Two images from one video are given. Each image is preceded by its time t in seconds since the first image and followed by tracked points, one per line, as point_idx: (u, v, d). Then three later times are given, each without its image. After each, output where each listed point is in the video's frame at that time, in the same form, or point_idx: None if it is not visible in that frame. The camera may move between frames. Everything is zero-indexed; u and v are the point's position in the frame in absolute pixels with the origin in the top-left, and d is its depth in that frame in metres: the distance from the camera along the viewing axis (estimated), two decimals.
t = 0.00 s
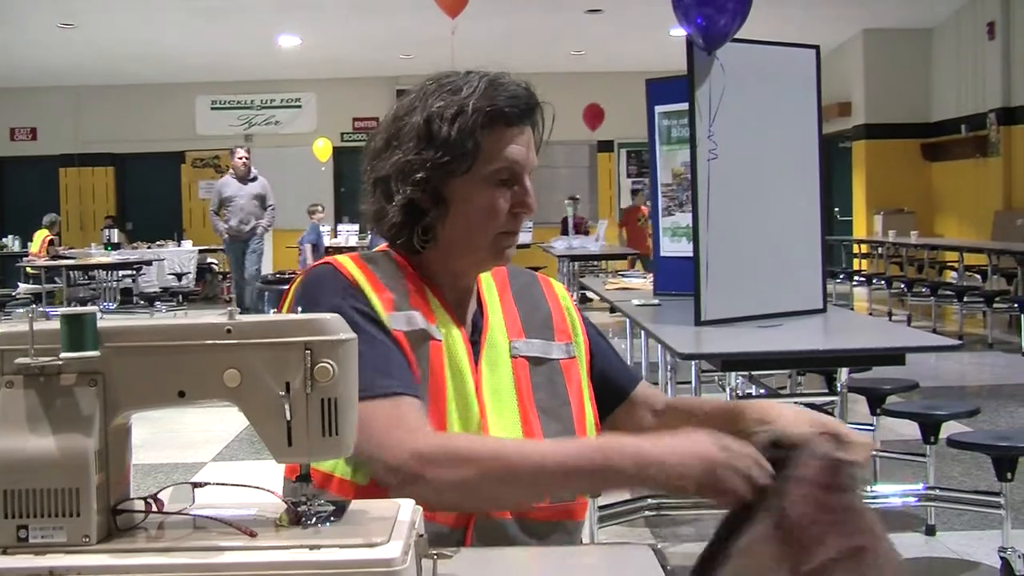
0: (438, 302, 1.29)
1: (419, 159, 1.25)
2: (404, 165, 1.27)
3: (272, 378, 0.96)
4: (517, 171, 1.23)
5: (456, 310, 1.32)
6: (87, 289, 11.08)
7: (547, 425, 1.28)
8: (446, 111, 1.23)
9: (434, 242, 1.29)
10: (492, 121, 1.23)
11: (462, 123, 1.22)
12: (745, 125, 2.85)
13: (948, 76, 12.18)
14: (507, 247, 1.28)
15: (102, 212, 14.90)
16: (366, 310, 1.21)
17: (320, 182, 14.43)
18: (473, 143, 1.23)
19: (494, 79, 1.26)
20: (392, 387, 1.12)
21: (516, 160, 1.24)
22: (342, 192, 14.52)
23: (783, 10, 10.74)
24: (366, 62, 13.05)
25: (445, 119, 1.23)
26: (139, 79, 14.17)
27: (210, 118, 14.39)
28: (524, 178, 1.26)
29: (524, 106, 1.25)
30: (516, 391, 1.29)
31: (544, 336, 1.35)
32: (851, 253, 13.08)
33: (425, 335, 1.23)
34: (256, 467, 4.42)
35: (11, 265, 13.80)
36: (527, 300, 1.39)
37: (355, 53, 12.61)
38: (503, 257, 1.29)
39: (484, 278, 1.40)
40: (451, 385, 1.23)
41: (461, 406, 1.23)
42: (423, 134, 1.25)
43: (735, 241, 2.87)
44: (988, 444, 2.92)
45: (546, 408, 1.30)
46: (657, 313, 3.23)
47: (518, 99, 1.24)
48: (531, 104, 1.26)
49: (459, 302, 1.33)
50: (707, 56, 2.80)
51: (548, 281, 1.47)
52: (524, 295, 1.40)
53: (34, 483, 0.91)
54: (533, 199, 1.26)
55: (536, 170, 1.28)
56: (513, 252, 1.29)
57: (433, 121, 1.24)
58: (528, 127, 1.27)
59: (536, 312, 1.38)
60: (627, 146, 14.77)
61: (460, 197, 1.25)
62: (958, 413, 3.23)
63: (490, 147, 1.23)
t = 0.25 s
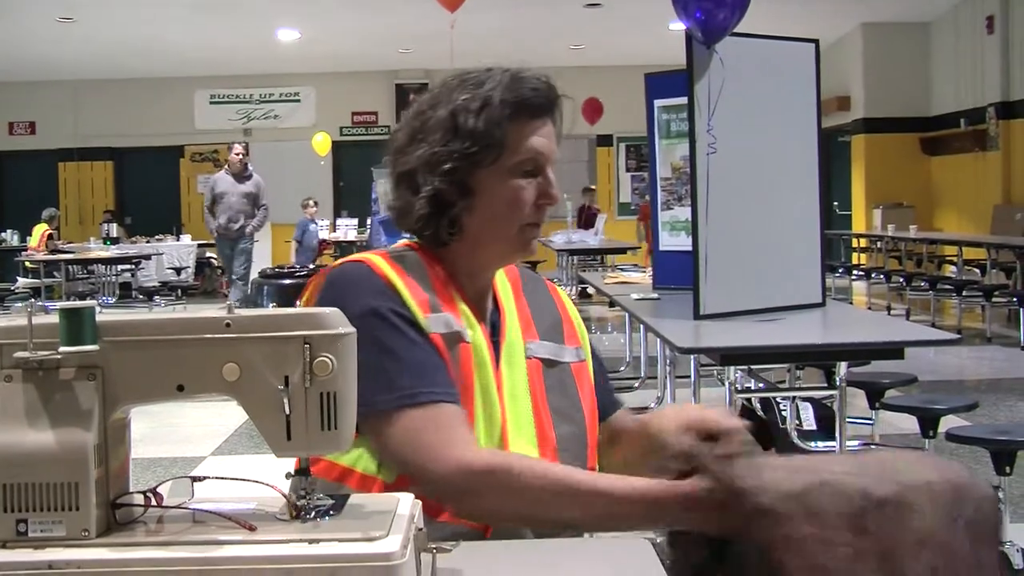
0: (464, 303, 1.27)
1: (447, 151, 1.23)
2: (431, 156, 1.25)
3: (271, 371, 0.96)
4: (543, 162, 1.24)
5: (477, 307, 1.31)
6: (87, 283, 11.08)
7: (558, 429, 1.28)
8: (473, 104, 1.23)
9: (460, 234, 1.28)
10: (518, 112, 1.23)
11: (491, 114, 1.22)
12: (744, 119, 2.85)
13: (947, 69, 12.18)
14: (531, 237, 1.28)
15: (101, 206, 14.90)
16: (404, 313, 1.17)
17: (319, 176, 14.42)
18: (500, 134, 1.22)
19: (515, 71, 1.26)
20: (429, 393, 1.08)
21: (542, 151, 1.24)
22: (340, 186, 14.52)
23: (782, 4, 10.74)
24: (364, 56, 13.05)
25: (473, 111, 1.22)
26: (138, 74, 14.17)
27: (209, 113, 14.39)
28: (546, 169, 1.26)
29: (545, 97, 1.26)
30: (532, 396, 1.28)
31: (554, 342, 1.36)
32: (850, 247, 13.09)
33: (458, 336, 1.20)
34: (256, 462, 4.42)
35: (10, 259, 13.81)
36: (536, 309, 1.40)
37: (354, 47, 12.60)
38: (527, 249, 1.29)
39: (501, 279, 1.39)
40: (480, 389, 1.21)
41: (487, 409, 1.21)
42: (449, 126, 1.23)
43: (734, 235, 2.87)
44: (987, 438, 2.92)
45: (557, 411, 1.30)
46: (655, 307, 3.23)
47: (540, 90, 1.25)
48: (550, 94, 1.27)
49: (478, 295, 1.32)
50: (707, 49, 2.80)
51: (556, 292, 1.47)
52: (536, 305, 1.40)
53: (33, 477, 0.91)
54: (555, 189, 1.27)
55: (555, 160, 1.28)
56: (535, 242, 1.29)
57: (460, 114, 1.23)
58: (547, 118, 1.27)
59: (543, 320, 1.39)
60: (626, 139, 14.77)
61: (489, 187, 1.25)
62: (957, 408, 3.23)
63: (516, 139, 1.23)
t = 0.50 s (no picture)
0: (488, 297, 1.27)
1: (469, 145, 1.24)
2: (454, 150, 1.25)
3: (270, 366, 0.96)
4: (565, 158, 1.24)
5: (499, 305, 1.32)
6: (85, 277, 11.07)
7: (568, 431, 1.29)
8: (495, 99, 1.23)
9: (481, 228, 1.28)
10: (539, 107, 1.23)
11: (513, 109, 1.23)
12: (743, 115, 2.85)
13: (947, 64, 12.16)
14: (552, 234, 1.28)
15: (100, 200, 14.89)
16: (444, 304, 1.17)
17: (317, 170, 14.41)
18: (522, 129, 1.23)
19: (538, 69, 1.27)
20: (478, 381, 1.12)
21: (564, 147, 1.25)
22: (338, 180, 14.50)
23: None
24: (362, 50, 13.02)
25: (496, 106, 1.23)
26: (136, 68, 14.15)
27: (208, 107, 14.40)
28: (567, 165, 1.27)
29: (568, 94, 1.26)
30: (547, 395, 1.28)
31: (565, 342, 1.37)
32: (849, 242, 13.07)
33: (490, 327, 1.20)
34: (254, 456, 4.42)
35: (9, 254, 13.80)
36: (550, 311, 1.40)
37: (353, 41, 12.59)
38: (548, 246, 1.29)
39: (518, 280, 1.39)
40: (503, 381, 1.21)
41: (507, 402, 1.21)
42: (472, 120, 1.24)
43: (733, 230, 2.87)
44: (986, 432, 2.93)
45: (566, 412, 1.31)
46: (654, 302, 3.23)
47: (563, 87, 1.25)
48: (573, 92, 1.27)
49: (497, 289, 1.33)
50: (706, 44, 2.80)
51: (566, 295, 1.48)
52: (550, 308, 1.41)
53: (29, 472, 0.92)
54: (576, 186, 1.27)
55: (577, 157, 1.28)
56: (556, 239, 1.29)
57: (482, 110, 1.23)
58: (570, 116, 1.28)
59: (555, 322, 1.39)
60: (625, 134, 14.74)
61: (511, 182, 1.25)
62: (955, 402, 3.23)
63: (538, 135, 1.24)
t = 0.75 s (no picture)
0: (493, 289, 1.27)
1: (467, 139, 1.24)
2: (452, 145, 1.25)
3: (269, 362, 0.96)
4: (563, 150, 1.24)
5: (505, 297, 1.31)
6: (84, 273, 11.07)
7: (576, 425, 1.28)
8: (491, 94, 1.23)
9: (481, 222, 1.27)
10: (537, 100, 1.23)
11: (510, 102, 1.22)
12: (740, 111, 2.84)
13: (945, 59, 12.17)
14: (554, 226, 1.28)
15: (98, 196, 14.90)
16: (449, 288, 1.16)
17: (316, 166, 14.41)
18: (519, 122, 1.23)
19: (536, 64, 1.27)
20: (488, 363, 1.08)
21: (563, 140, 1.24)
22: (337, 176, 14.52)
23: None
24: (361, 46, 13.03)
25: (492, 100, 1.23)
26: (134, 63, 14.15)
27: (207, 103, 14.40)
28: (566, 157, 1.26)
29: (566, 87, 1.26)
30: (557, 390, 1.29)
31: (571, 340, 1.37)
32: (848, 237, 13.09)
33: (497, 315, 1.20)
34: (252, 452, 4.43)
35: (7, 249, 13.80)
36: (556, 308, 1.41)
37: (352, 37, 12.60)
38: (550, 239, 1.28)
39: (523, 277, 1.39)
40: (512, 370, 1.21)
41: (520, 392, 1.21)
42: (469, 114, 1.24)
43: (731, 226, 2.87)
44: (985, 427, 2.92)
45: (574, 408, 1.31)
46: (652, 297, 3.23)
47: (559, 80, 1.25)
48: (571, 85, 1.27)
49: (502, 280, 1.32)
50: (704, 40, 2.79)
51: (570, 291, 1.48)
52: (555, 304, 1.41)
53: (29, 467, 0.92)
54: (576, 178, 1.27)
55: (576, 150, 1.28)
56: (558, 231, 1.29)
57: (479, 104, 1.24)
58: (568, 110, 1.27)
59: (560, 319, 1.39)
60: (624, 130, 14.76)
61: (509, 175, 1.24)
62: (954, 398, 3.24)
63: (535, 127, 1.24)
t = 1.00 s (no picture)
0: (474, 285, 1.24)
1: (459, 140, 1.20)
2: (444, 145, 1.22)
3: (264, 362, 0.97)
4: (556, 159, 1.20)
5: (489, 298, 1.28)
6: (80, 272, 11.06)
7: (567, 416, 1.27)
8: (486, 96, 1.19)
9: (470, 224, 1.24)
10: (532, 108, 1.19)
11: (504, 108, 1.18)
12: (736, 110, 2.85)
13: (941, 57, 12.19)
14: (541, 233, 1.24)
15: (94, 195, 14.88)
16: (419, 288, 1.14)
17: (312, 164, 14.41)
18: (513, 128, 1.18)
19: (538, 66, 1.21)
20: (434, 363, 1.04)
21: (557, 149, 1.20)
22: (334, 175, 14.52)
23: None
24: (358, 44, 13.03)
25: (486, 103, 1.19)
26: (129, 62, 14.14)
27: (202, 102, 14.39)
28: (560, 166, 1.22)
29: (567, 94, 1.21)
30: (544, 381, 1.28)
31: (556, 331, 1.36)
32: (843, 236, 13.11)
33: (468, 318, 1.17)
34: (247, 450, 4.42)
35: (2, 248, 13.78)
36: (540, 299, 1.39)
37: (347, 36, 12.59)
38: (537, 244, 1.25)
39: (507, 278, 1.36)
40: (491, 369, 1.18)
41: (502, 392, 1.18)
42: (464, 114, 1.20)
43: (727, 224, 2.88)
44: (980, 425, 2.93)
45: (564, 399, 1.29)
46: (647, 296, 3.23)
47: (559, 88, 1.20)
48: (572, 93, 1.22)
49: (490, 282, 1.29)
50: (700, 39, 2.80)
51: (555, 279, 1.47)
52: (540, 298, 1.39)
53: (26, 467, 0.92)
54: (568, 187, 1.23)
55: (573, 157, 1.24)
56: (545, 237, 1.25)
57: (474, 104, 1.19)
58: (568, 115, 1.23)
59: (545, 310, 1.38)
60: (619, 129, 14.75)
61: (499, 181, 1.21)
62: (950, 396, 3.25)
63: (529, 134, 1.19)
